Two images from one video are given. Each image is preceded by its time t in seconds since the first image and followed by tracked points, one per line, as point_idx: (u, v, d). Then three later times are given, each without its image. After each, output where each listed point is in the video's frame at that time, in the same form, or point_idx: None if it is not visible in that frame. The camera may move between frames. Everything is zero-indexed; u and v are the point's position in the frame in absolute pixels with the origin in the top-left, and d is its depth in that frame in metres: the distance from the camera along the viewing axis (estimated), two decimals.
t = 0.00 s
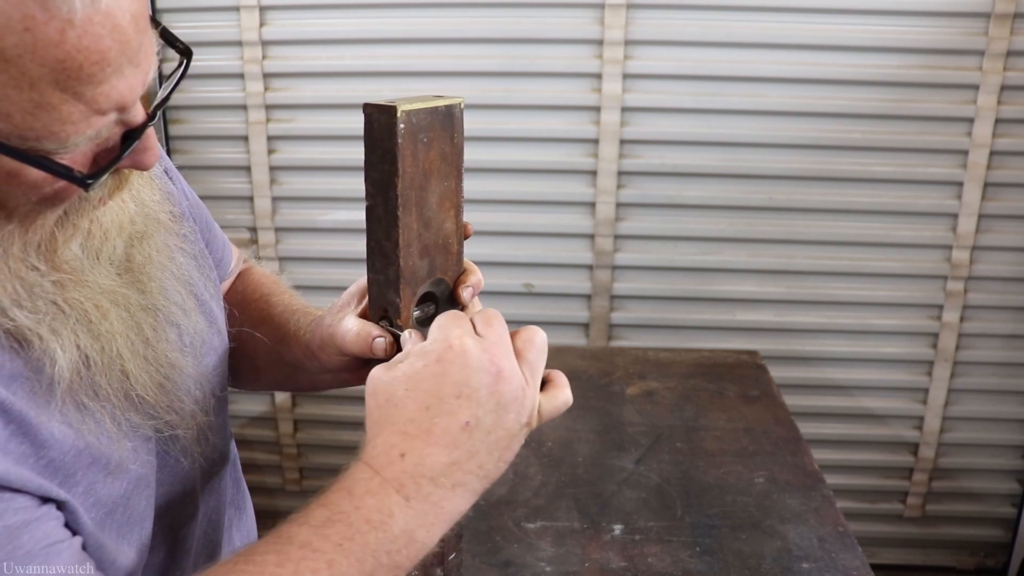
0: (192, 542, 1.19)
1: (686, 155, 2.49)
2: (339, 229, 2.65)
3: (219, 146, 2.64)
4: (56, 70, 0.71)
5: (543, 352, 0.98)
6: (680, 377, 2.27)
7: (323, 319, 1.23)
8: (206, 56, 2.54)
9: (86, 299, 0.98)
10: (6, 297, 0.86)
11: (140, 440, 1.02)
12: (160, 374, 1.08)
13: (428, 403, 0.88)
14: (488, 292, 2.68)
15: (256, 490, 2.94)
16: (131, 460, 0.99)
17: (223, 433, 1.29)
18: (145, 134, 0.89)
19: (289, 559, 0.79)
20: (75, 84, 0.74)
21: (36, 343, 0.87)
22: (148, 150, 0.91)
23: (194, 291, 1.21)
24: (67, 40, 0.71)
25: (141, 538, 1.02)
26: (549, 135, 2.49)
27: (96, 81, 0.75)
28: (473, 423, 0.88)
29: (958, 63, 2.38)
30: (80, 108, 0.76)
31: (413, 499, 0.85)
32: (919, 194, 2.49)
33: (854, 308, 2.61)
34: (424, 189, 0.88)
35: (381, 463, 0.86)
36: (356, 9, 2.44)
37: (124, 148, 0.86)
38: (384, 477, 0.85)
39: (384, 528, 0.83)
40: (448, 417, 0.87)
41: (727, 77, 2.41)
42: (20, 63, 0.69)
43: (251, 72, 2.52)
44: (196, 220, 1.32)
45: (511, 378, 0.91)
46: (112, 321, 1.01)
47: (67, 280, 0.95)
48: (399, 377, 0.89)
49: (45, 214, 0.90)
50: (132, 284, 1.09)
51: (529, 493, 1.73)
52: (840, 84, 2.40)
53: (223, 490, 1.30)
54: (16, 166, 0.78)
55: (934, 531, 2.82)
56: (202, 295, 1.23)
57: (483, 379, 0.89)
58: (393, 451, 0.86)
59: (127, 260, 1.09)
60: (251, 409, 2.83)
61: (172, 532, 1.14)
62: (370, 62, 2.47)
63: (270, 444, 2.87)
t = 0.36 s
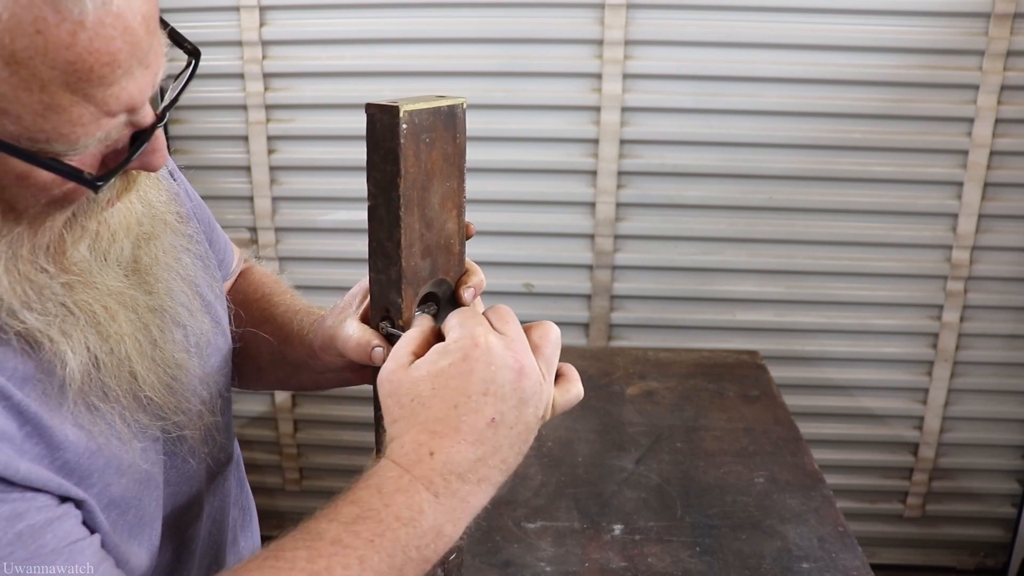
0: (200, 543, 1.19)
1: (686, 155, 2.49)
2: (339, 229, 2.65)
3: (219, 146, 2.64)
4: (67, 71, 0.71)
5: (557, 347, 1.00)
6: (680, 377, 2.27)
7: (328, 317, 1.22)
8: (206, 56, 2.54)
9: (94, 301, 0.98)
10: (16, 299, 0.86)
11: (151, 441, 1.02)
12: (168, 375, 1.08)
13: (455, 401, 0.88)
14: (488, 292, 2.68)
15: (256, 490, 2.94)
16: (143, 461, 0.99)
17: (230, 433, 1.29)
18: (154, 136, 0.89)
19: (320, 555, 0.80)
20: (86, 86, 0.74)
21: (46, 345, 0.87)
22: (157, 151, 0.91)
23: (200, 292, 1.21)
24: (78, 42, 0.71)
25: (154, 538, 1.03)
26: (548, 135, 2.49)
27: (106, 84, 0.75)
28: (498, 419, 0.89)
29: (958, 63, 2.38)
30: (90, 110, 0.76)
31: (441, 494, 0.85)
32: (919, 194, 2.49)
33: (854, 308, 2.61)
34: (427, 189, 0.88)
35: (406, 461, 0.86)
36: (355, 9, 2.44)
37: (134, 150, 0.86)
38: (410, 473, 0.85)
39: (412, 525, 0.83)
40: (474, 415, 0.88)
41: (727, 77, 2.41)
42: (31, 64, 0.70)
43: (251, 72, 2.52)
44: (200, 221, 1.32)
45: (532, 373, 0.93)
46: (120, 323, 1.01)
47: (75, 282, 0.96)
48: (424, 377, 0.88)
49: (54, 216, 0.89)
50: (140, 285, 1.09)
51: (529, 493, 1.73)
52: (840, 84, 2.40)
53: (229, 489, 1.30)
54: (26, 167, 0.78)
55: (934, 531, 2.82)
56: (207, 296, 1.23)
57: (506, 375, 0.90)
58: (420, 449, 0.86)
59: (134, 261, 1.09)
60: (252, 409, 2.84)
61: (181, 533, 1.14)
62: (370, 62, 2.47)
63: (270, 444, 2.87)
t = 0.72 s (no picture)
0: (205, 542, 1.19)
1: (686, 155, 2.49)
2: (339, 229, 2.65)
3: (219, 146, 2.64)
4: (72, 68, 0.71)
5: (561, 340, 0.99)
6: (679, 377, 2.27)
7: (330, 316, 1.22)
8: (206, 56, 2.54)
9: (99, 300, 0.98)
10: (22, 298, 0.86)
11: (157, 439, 1.02)
12: (174, 373, 1.08)
13: (464, 398, 0.88)
14: (488, 292, 2.68)
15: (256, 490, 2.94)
16: (149, 459, 0.98)
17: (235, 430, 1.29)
18: (160, 134, 0.89)
19: (337, 546, 0.82)
20: (91, 83, 0.74)
21: (54, 344, 0.86)
22: (162, 150, 0.91)
23: (203, 291, 1.21)
24: (83, 39, 0.71)
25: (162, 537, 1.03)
26: (549, 135, 2.49)
27: (112, 80, 0.75)
28: (506, 414, 0.90)
29: (958, 63, 2.38)
30: (96, 107, 0.76)
31: (450, 485, 0.87)
32: (919, 194, 2.49)
33: (854, 308, 2.61)
34: (427, 189, 0.88)
35: (417, 454, 0.87)
36: (356, 9, 2.44)
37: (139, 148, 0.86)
38: (421, 466, 0.86)
39: (423, 515, 0.85)
40: (483, 410, 0.89)
41: (727, 77, 2.41)
42: (37, 61, 0.70)
43: (251, 72, 2.52)
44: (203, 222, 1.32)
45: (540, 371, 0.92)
46: (125, 322, 1.01)
47: (81, 281, 0.95)
48: (433, 374, 0.88)
49: (59, 214, 0.89)
50: (144, 285, 1.08)
51: (529, 493, 1.73)
52: (840, 84, 2.40)
53: (233, 488, 1.30)
54: (31, 165, 0.78)
55: (934, 531, 2.82)
56: (210, 296, 1.23)
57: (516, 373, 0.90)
58: (430, 444, 0.87)
59: (139, 260, 1.09)
60: (252, 410, 2.84)
61: (185, 532, 1.14)
62: (370, 61, 2.47)
63: (270, 444, 2.87)
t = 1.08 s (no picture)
0: (205, 542, 1.19)
1: (686, 155, 2.49)
2: (339, 229, 2.65)
3: (219, 146, 2.64)
4: (78, 66, 0.71)
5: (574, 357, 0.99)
6: (679, 377, 2.27)
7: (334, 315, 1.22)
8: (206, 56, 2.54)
9: (103, 299, 0.97)
10: (24, 296, 0.85)
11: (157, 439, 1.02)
12: (175, 373, 1.08)
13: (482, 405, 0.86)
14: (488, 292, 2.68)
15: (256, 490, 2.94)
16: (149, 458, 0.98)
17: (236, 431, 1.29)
18: (162, 134, 0.89)
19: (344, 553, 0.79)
20: (97, 81, 0.74)
21: (56, 343, 0.86)
22: (165, 149, 0.91)
23: (203, 291, 1.21)
24: (89, 37, 0.71)
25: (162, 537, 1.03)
26: (549, 134, 2.49)
27: (117, 79, 0.75)
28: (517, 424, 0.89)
29: (958, 63, 2.38)
30: (100, 105, 0.76)
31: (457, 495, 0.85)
32: (919, 194, 2.49)
33: (854, 309, 2.61)
34: (432, 188, 0.88)
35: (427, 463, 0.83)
36: (355, 9, 2.44)
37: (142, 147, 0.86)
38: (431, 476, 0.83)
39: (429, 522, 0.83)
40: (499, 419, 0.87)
41: (727, 77, 2.41)
42: (42, 59, 0.70)
43: (251, 72, 2.52)
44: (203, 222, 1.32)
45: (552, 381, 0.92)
46: (128, 321, 1.01)
47: (83, 279, 0.95)
48: (453, 381, 0.85)
49: (63, 212, 0.88)
50: (146, 284, 1.08)
51: (529, 493, 1.73)
52: (840, 84, 2.40)
53: (235, 489, 1.30)
54: (36, 163, 0.78)
55: (934, 531, 2.82)
56: (210, 295, 1.23)
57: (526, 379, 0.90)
58: (442, 453, 0.84)
59: (142, 260, 1.09)
60: (252, 410, 2.84)
61: (186, 532, 1.14)
62: (370, 61, 2.47)
63: (270, 444, 2.87)
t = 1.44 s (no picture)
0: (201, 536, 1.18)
1: (686, 155, 2.49)
2: (338, 229, 2.65)
3: (219, 146, 2.64)
4: (56, 18, 0.74)
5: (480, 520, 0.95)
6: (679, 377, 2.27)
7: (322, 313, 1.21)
8: (207, 56, 2.54)
9: (79, 275, 0.98)
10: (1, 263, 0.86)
11: (132, 425, 1.02)
12: (150, 358, 1.08)
13: (371, 528, 0.85)
14: (488, 292, 2.68)
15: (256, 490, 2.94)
16: (115, 442, 0.98)
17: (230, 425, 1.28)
18: (144, 102, 0.92)
19: None
20: (74, 34, 0.76)
21: (23, 313, 0.86)
22: (146, 118, 0.93)
23: (189, 279, 1.21)
24: None
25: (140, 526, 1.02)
26: (549, 134, 2.49)
27: (94, 34, 0.78)
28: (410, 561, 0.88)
29: (958, 63, 2.38)
30: (78, 60, 0.79)
31: None
32: (919, 194, 2.49)
33: (854, 308, 2.61)
34: (424, 187, 0.88)
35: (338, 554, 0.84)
36: (355, 8, 2.44)
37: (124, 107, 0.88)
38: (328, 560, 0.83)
39: None
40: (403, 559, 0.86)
41: (727, 77, 2.41)
42: (21, 8, 0.72)
43: (251, 72, 2.52)
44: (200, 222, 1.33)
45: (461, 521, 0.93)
46: (103, 303, 1.01)
47: (61, 250, 0.95)
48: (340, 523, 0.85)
49: (43, 177, 0.89)
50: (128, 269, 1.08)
51: (529, 493, 1.73)
52: (840, 84, 2.40)
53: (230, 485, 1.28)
54: (16, 120, 0.79)
55: (934, 531, 2.82)
56: (197, 283, 1.23)
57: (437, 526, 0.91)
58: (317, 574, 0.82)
59: (122, 242, 1.09)
60: (252, 410, 2.84)
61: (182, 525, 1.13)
62: (371, 61, 2.47)
63: (270, 444, 2.87)
